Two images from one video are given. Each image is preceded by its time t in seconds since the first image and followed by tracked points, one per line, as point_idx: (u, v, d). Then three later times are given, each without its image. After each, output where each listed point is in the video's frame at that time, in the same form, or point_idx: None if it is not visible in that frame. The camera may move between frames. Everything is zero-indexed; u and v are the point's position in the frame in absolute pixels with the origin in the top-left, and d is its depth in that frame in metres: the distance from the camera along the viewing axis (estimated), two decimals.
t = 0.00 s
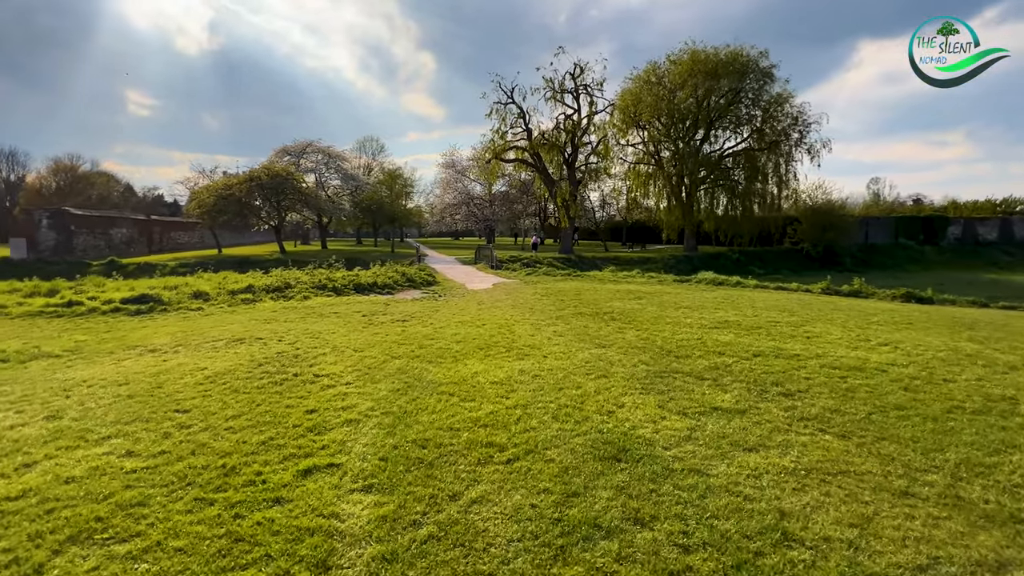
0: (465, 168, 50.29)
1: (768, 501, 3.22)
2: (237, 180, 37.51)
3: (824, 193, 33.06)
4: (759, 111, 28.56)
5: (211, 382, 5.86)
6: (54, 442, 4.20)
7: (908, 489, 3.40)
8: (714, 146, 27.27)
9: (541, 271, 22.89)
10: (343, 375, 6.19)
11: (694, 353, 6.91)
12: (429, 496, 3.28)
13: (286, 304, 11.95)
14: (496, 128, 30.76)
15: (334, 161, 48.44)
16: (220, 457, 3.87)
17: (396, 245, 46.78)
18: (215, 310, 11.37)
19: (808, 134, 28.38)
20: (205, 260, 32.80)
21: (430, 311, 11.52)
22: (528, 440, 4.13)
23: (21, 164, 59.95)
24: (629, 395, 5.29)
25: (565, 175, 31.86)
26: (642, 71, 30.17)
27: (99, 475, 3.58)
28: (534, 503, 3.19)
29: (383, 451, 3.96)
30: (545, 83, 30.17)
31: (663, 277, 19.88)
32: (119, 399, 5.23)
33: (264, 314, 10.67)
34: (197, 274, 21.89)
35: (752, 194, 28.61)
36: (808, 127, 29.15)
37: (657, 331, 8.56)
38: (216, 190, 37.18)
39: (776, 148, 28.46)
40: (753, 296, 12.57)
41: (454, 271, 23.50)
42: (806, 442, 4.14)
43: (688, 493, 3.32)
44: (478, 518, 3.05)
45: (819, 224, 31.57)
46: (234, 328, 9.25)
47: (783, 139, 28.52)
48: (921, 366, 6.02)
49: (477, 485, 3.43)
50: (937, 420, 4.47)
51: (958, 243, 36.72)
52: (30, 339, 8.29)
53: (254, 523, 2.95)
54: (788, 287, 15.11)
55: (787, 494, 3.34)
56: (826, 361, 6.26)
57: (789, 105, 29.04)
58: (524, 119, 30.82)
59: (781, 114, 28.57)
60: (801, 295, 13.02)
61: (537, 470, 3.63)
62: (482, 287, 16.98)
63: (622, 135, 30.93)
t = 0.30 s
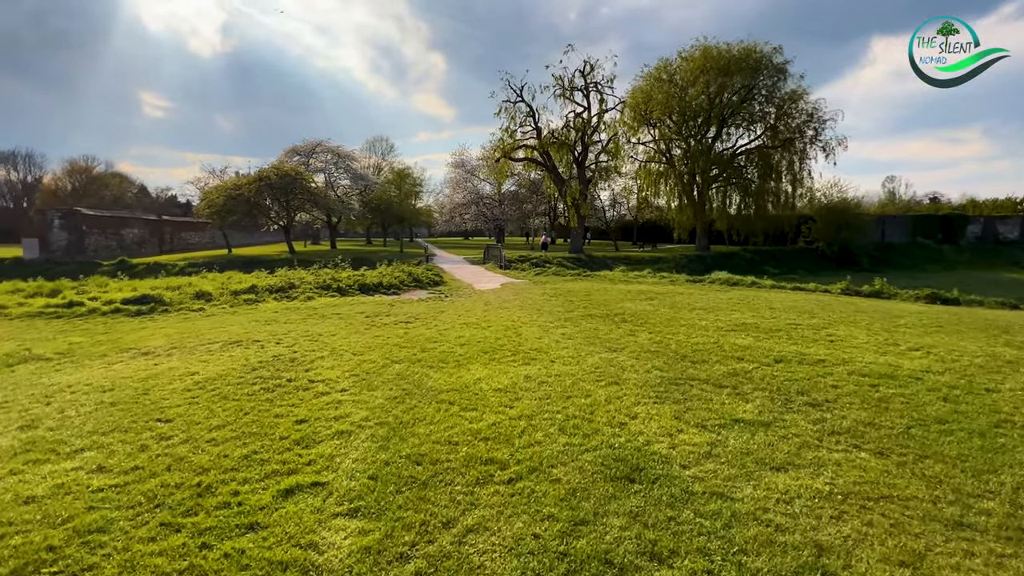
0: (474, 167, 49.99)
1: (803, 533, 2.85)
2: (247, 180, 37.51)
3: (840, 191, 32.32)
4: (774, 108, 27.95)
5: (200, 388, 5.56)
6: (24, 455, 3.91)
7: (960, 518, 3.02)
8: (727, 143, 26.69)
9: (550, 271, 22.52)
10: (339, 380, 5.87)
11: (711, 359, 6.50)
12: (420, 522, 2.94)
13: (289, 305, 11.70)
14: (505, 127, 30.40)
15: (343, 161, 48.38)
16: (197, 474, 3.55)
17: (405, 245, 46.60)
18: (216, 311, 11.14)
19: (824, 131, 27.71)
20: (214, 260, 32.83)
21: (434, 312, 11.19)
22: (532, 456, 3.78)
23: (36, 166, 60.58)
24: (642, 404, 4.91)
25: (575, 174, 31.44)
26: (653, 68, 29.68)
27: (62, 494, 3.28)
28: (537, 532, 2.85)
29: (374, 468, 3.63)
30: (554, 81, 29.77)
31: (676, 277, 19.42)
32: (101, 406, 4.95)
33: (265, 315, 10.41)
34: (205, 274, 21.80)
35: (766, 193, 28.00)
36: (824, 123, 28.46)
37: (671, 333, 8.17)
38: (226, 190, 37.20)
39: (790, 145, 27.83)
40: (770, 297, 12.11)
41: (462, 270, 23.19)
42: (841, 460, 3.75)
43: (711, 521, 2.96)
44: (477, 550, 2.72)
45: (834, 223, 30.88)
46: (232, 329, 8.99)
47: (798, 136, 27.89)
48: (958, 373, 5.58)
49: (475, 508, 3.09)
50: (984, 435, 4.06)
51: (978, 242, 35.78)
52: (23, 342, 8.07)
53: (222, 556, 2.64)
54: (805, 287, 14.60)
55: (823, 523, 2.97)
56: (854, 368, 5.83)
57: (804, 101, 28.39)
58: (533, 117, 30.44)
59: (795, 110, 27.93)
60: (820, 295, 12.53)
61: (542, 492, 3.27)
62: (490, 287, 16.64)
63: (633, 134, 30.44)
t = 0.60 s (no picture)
0: (482, 165, 49.67)
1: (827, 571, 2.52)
2: (254, 178, 37.46)
3: (853, 190, 31.67)
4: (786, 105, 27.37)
5: (181, 393, 5.30)
6: None
7: (1004, 554, 2.68)
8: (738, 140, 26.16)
9: (557, 270, 22.18)
10: (329, 385, 5.60)
11: (722, 364, 6.16)
12: (396, 554, 2.64)
13: (288, 304, 11.45)
14: (513, 124, 30.04)
15: (351, 159, 48.26)
16: (160, 492, 3.27)
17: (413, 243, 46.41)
18: (214, 310, 10.91)
19: (838, 128, 27.10)
20: (221, 258, 32.80)
21: (436, 312, 10.91)
22: (526, 474, 3.47)
23: (50, 164, 60.91)
24: (648, 414, 4.60)
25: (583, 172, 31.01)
26: (663, 65, 29.19)
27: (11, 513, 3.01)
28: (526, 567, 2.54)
29: (352, 486, 3.33)
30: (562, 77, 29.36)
31: (685, 276, 18.99)
32: (74, 412, 4.70)
33: (262, 315, 10.17)
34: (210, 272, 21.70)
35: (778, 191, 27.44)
36: (837, 120, 27.83)
37: (680, 336, 7.80)
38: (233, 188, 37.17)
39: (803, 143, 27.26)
40: (783, 298, 11.69)
41: (468, 270, 22.82)
42: (867, 482, 3.40)
43: (721, 556, 2.64)
44: None
45: (848, 222, 30.25)
46: (227, 329, 8.75)
47: (811, 133, 27.30)
48: (990, 382, 5.18)
49: (459, 537, 2.79)
50: None
51: (996, 241, 34.92)
52: (13, 341, 7.88)
53: None
54: (819, 288, 14.15)
55: (849, 559, 2.63)
56: (876, 376, 5.45)
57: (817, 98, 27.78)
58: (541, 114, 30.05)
59: (808, 108, 27.33)
60: (835, 296, 12.10)
61: (532, 517, 2.96)
62: (495, 287, 16.33)
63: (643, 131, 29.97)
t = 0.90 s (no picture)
0: (484, 163, 49.28)
1: None
2: (254, 176, 37.21)
3: (860, 187, 31.14)
4: (791, 101, 26.87)
5: (147, 402, 4.97)
6: None
7: None
8: (742, 137, 25.71)
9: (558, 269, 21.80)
10: (306, 393, 5.27)
11: (725, 371, 5.80)
12: None
13: (278, 305, 11.14)
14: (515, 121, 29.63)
15: (352, 157, 47.97)
16: (97, 520, 2.95)
17: (414, 242, 46.05)
18: (202, 310, 10.61)
19: (844, 125, 26.60)
20: (222, 257, 32.58)
21: (429, 313, 10.56)
22: (505, 499, 3.14)
23: (55, 164, 60.74)
24: (644, 428, 4.25)
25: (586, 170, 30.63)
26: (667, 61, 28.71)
27: None
28: None
29: (311, 513, 3.00)
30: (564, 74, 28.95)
31: (689, 275, 18.57)
32: (29, 423, 4.39)
33: (250, 316, 9.85)
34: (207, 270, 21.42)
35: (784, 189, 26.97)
36: (844, 117, 27.34)
37: (681, 339, 7.43)
38: (233, 186, 36.94)
39: (809, 140, 26.76)
40: (789, 299, 11.28)
41: (469, 270, 21.85)
42: (887, 510, 3.03)
43: None
44: None
45: (853, 220, 29.75)
46: (211, 332, 8.44)
47: (816, 130, 26.82)
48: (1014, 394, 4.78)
49: None
50: None
51: (1005, 240, 34.28)
52: None
53: None
54: (826, 287, 13.75)
55: None
56: (890, 385, 5.07)
57: (823, 94, 27.25)
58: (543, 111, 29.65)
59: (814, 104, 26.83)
60: (842, 297, 11.72)
61: (507, 552, 2.64)
62: (494, 286, 15.96)
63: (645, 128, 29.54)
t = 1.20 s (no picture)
0: (486, 161, 48.90)
1: None
2: (253, 173, 36.93)
3: (865, 185, 30.69)
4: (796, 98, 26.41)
5: (113, 414, 4.65)
6: None
7: None
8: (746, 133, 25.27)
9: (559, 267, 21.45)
10: (284, 404, 4.95)
11: (732, 379, 5.46)
12: None
13: (270, 306, 10.84)
14: (516, 118, 29.24)
15: (353, 154, 47.65)
16: (30, 558, 2.63)
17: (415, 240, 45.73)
18: (192, 311, 10.33)
19: (850, 122, 26.14)
20: (221, 255, 32.35)
21: (424, 314, 10.23)
22: (487, 532, 2.82)
23: (57, 162, 60.68)
24: (645, 445, 3.93)
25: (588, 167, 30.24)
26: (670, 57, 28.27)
27: None
28: None
29: (269, 549, 2.69)
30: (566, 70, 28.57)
31: (692, 274, 18.20)
32: None
33: (238, 318, 9.54)
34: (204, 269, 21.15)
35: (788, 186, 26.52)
36: (850, 114, 26.87)
37: (684, 343, 7.09)
38: (233, 184, 36.67)
39: (814, 137, 26.31)
40: (796, 300, 10.90)
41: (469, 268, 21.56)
42: (918, 545, 2.70)
43: None
44: None
45: (859, 218, 29.26)
46: (196, 335, 8.15)
47: (821, 127, 26.36)
48: None
49: None
50: None
51: (1013, 238, 33.75)
52: None
53: None
54: (833, 287, 13.37)
55: None
56: (909, 396, 4.73)
57: (829, 90, 26.79)
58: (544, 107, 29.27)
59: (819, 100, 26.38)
60: (850, 297, 11.35)
61: None
62: (492, 286, 15.63)
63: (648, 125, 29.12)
